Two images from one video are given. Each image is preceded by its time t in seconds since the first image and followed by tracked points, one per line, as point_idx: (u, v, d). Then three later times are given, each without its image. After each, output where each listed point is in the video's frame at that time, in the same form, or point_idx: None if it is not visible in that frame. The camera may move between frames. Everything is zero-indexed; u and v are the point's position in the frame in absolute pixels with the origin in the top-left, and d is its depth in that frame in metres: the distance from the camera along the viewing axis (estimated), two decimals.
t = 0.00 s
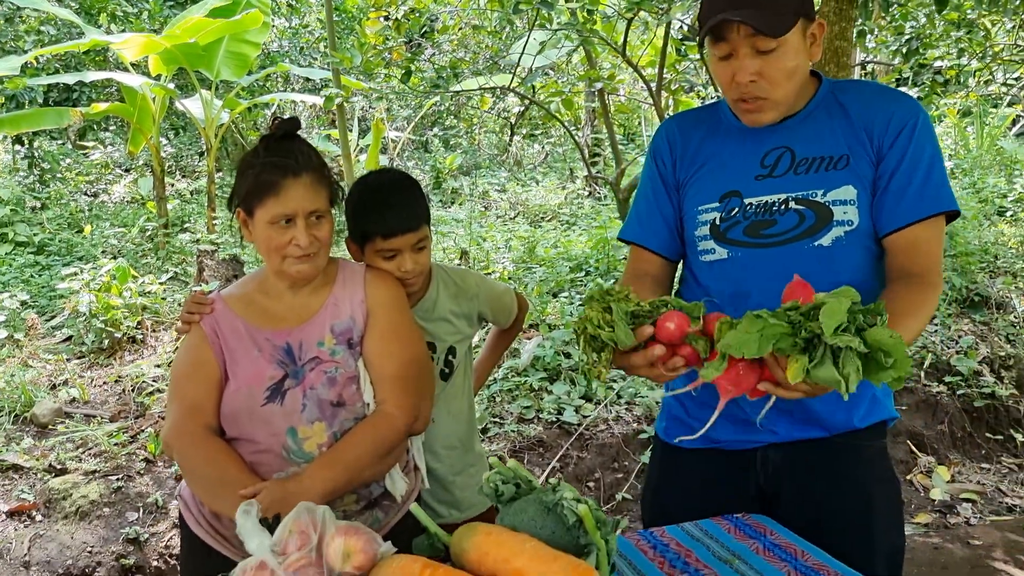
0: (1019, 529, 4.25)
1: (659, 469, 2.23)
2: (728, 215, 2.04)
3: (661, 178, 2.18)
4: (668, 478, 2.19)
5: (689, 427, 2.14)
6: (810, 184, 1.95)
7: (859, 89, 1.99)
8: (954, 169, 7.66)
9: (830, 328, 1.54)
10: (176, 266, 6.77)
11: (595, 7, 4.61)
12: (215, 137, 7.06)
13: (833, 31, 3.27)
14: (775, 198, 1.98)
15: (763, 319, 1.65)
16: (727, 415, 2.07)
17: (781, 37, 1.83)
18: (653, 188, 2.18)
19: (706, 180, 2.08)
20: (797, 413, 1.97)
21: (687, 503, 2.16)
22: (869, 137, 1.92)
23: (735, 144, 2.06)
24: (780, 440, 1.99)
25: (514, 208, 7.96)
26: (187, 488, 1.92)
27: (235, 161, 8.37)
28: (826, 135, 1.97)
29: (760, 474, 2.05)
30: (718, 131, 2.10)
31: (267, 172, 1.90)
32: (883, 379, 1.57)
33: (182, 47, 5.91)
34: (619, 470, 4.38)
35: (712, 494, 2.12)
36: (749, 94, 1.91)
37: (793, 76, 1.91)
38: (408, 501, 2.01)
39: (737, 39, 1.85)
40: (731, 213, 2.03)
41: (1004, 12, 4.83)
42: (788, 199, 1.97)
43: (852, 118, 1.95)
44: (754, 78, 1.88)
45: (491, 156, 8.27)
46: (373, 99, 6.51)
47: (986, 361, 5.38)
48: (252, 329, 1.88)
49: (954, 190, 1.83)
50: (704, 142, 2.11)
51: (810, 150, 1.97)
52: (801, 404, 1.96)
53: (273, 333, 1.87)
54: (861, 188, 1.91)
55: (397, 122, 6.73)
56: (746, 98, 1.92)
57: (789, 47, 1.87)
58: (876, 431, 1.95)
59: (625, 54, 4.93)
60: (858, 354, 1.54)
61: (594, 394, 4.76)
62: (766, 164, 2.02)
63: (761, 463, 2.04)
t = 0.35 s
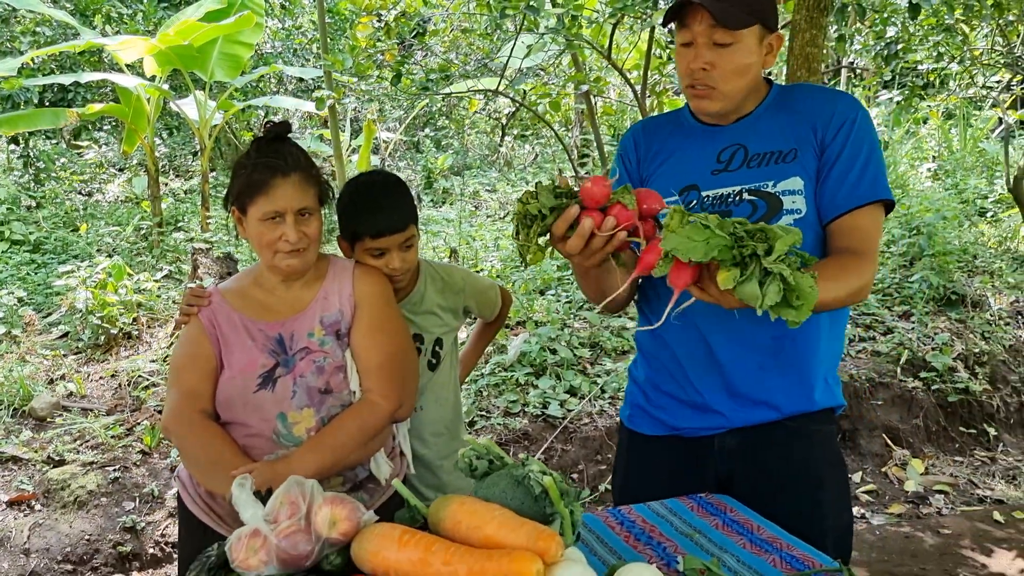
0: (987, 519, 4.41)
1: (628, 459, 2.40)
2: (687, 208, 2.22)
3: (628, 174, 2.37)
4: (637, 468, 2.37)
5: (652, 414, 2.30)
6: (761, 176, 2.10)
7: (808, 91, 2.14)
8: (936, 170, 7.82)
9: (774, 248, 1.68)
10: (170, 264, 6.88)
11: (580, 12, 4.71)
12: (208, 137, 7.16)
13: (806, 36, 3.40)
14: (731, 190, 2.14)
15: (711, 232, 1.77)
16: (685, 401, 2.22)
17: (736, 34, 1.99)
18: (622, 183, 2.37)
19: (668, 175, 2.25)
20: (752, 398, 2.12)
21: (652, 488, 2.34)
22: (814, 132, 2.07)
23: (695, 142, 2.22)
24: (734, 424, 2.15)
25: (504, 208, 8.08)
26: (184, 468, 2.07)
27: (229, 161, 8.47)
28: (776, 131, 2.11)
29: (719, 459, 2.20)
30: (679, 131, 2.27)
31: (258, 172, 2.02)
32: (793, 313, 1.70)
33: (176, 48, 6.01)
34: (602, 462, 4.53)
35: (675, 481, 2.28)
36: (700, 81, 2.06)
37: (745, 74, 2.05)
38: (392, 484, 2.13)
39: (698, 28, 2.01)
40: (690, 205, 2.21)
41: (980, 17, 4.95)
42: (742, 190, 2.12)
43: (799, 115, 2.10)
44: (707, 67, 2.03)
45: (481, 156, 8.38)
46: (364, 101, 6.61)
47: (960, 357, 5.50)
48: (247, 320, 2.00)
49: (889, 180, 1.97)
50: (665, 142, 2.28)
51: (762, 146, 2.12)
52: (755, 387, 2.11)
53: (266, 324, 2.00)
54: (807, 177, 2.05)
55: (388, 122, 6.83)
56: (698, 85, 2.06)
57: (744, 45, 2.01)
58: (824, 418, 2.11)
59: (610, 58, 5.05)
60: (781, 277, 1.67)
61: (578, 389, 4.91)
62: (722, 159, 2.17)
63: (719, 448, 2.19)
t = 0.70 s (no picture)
0: (961, 517, 4.51)
1: (598, 459, 2.46)
2: (651, 216, 2.27)
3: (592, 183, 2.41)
4: (606, 468, 2.43)
5: (621, 415, 2.36)
6: (720, 184, 2.18)
7: (761, 99, 2.21)
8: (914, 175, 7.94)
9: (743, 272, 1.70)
10: (154, 266, 6.88)
11: (564, 17, 4.76)
12: (193, 139, 7.15)
13: (785, 46, 3.49)
14: (694, 198, 2.21)
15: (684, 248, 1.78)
16: (652, 402, 2.29)
17: (699, 46, 2.06)
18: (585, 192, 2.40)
19: (632, 184, 2.30)
20: (716, 396, 2.19)
21: (622, 487, 2.40)
22: (770, 140, 2.15)
23: (657, 150, 2.27)
24: (698, 424, 2.21)
25: (489, 210, 8.13)
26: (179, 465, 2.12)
27: (213, 162, 8.46)
28: (734, 140, 2.18)
29: (685, 458, 2.27)
30: (642, 141, 2.31)
31: (250, 176, 2.07)
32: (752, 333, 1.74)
33: (161, 50, 6.01)
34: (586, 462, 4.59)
35: (644, 480, 2.35)
36: (664, 88, 2.12)
37: (707, 83, 2.12)
38: (382, 481, 2.17)
39: (664, 37, 2.08)
40: (654, 213, 2.26)
41: (956, 25, 5.05)
42: (704, 197, 2.20)
43: (757, 124, 2.17)
44: (670, 75, 2.09)
45: (466, 159, 8.42)
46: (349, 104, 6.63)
47: (936, 359, 5.60)
48: (242, 321, 2.04)
49: (842, 185, 2.06)
50: (627, 151, 2.33)
51: (721, 154, 2.19)
52: (721, 386, 2.18)
53: (261, 325, 2.04)
54: (765, 184, 2.14)
55: (374, 125, 6.85)
56: (661, 92, 2.12)
57: (708, 55, 2.08)
58: (786, 415, 2.20)
59: (594, 62, 5.10)
60: (748, 300, 1.70)
61: (562, 390, 4.97)
62: (683, 168, 2.23)
63: (686, 447, 2.26)
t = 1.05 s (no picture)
0: (957, 521, 4.50)
1: (584, 465, 2.40)
2: (642, 218, 2.20)
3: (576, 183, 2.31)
4: (594, 475, 2.37)
5: (609, 421, 2.30)
6: (715, 188, 2.14)
7: (753, 103, 2.19)
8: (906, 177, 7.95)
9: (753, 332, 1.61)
10: (143, 268, 6.81)
11: (557, 19, 4.75)
12: (183, 140, 7.09)
13: (779, 46, 3.47)
14: (687, 201, 2.16)
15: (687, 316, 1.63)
16: (641, 407, 2.23)
17: (685, 43, 2.04)
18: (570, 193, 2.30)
19: (622, 184, 2.23)
20: (706, 399, 2.17)
21: (611, 494, 2.34)
22: (764, 145, 2.14)
23: (647, 151, 2.21)
24: (691, 429, 2.18)
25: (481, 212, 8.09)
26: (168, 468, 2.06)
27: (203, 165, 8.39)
28: (727, 143, 2.15)
29: (676, 461, 2.23)
30: (630, 142, 2.24)
31: (243, 174, 2.02)
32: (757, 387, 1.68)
33: (151, 51, 5.95)
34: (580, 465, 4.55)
35: (634, 486, 2.29)
36: (651, 87, 2.08)
37: (695, 80, 2.09)
38: (375, 486, 2.13)
39: (650, 35, 2.05)
40: (646, 216, 2.19)
41: (949, 28, 5.05)
42: (698, 201, 2.15)
43: (751, 128, 2.15)
44: (658, 73, 2.06)
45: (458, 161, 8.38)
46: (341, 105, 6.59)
47: (930, 361, 5.59)
48: (234, 323, 2.00)
49: (835, 194, 2.09)
50: (615, 149, 2.26)
51: (715, 157, 2.15)
52: (712, 390, 2.16)
53: (253, 327, 1.99)
54: (760, 190, 2.12)
55: (365, 126, 6.81)
56: (648, 91, 2.09)
57: (694, 51, 2.05)
58: (772, 416, 2.21)
59: (587, 63, 5.07)
60: (756, 363, 1.62)
61: (556, 393, 4.94)
62: (675, 170, 2.18)
63: (676, 452, 2.22)
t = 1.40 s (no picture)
0: (936, 521, 4.55)
1: (561, 468, 2.39)
2: (619, 221, 2.21)
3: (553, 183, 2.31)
4: (571, 478, 2.36)
5: (587, 424, 2.29)
6: (691, 192, 2.15)
7: (729, 107, 2.21)
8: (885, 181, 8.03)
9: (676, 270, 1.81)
10: (122, 270, 6.73)
11: (539, 20, 4.75)
12: (162, 141, 7.01)
13: (760, 49, 3.49)
14: (663, 205, 2.17)
15: (621, 254, 1.89)
16: (618, 410, 2.24)
17: (665, 46, 2.04)
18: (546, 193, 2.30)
19: (600, 186, 2.23)
20: (683, 401, 2.18)
21: (589, 497, 2.34)
22: (739, 149, 2.16)
23: (625, 154, 2.22)
24: (666, 431, 2.19)
25: (463, 213, 8.07)
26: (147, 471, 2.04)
27: (183, 165, 8.31)
28: (703, 148, 2.16)
29: (653, 463, 2.23)
30: (609, 144, 2.25)
31: (224, 175, 2.00)
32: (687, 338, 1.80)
33: (129, 50, 5.88)
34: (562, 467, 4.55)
35: (611, 488, 2.30)
36: (631, 89, 2.08)
37: (674, 84, 2.10)
38: (357, 488, 2.11)
39: (630, 36, 2.05)
40: (622, 219, 2.21)
41: (927, 32, 5.10)
42: (674, 205, 2.16)
43: (726, 132, 2.17)
44: (638, 76, 2.07)
45: (440, 162, 8.36)
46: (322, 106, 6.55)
47: (909, 362, 5.65)
48: (213, 324, 1.98)
49: (807, 199, 2.11)
50: (593, 150, 2.26)
51: (691, 162, 2.16)
52: (688, 392, 2.17)
53: (233, 328, 1.97)
54: (734, 194, 2.14)
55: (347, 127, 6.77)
56: (627, 93, 2.09)
57: (675, 55, 2.06)
58: (747, 414, 2.23)
59: (570, 65, 5.07)
60: (682, 302, 1.77)
61: (538, 395, 4.94)
62: (652, 173, 2.19)
63: (654, 453, 2.22)
